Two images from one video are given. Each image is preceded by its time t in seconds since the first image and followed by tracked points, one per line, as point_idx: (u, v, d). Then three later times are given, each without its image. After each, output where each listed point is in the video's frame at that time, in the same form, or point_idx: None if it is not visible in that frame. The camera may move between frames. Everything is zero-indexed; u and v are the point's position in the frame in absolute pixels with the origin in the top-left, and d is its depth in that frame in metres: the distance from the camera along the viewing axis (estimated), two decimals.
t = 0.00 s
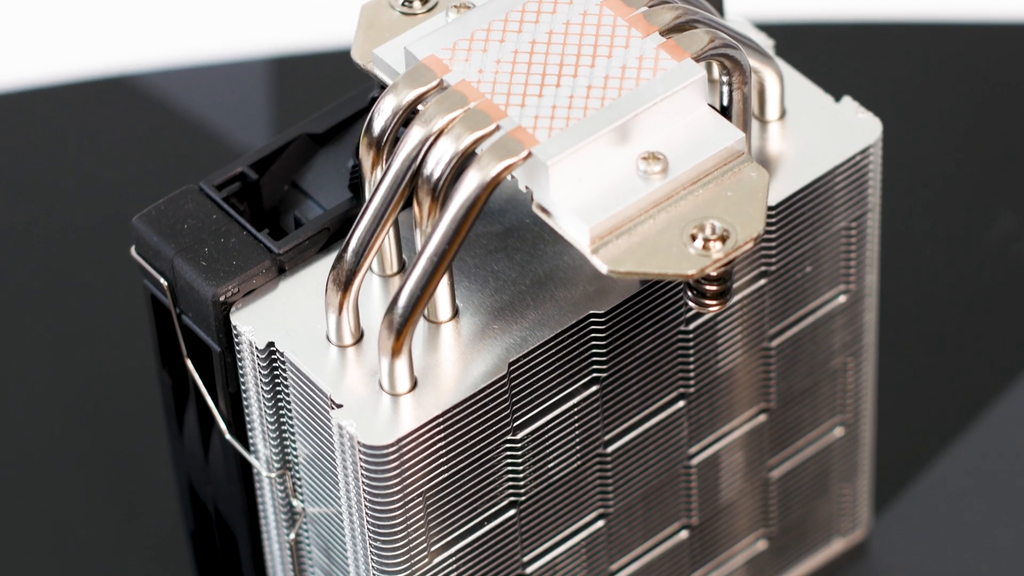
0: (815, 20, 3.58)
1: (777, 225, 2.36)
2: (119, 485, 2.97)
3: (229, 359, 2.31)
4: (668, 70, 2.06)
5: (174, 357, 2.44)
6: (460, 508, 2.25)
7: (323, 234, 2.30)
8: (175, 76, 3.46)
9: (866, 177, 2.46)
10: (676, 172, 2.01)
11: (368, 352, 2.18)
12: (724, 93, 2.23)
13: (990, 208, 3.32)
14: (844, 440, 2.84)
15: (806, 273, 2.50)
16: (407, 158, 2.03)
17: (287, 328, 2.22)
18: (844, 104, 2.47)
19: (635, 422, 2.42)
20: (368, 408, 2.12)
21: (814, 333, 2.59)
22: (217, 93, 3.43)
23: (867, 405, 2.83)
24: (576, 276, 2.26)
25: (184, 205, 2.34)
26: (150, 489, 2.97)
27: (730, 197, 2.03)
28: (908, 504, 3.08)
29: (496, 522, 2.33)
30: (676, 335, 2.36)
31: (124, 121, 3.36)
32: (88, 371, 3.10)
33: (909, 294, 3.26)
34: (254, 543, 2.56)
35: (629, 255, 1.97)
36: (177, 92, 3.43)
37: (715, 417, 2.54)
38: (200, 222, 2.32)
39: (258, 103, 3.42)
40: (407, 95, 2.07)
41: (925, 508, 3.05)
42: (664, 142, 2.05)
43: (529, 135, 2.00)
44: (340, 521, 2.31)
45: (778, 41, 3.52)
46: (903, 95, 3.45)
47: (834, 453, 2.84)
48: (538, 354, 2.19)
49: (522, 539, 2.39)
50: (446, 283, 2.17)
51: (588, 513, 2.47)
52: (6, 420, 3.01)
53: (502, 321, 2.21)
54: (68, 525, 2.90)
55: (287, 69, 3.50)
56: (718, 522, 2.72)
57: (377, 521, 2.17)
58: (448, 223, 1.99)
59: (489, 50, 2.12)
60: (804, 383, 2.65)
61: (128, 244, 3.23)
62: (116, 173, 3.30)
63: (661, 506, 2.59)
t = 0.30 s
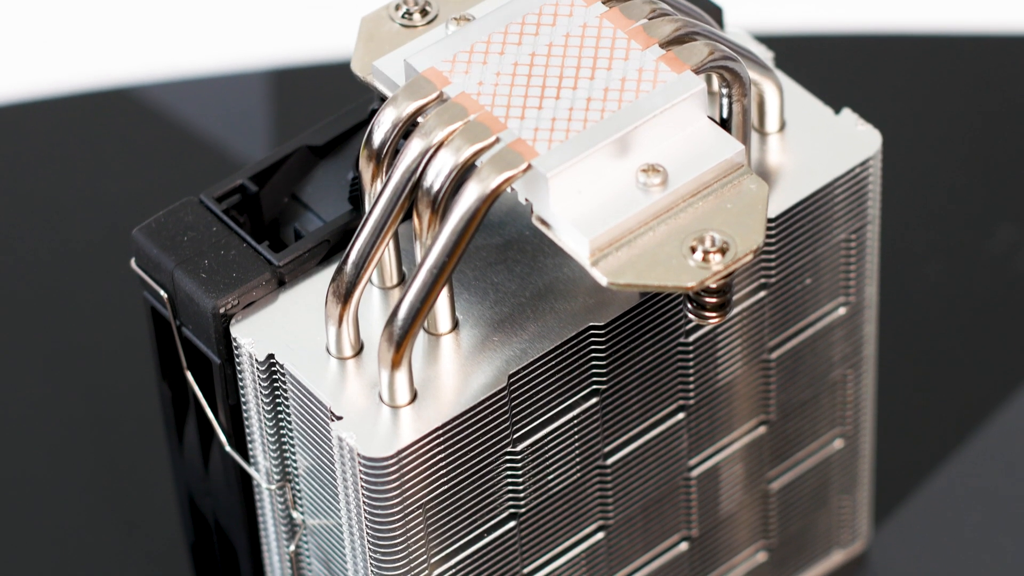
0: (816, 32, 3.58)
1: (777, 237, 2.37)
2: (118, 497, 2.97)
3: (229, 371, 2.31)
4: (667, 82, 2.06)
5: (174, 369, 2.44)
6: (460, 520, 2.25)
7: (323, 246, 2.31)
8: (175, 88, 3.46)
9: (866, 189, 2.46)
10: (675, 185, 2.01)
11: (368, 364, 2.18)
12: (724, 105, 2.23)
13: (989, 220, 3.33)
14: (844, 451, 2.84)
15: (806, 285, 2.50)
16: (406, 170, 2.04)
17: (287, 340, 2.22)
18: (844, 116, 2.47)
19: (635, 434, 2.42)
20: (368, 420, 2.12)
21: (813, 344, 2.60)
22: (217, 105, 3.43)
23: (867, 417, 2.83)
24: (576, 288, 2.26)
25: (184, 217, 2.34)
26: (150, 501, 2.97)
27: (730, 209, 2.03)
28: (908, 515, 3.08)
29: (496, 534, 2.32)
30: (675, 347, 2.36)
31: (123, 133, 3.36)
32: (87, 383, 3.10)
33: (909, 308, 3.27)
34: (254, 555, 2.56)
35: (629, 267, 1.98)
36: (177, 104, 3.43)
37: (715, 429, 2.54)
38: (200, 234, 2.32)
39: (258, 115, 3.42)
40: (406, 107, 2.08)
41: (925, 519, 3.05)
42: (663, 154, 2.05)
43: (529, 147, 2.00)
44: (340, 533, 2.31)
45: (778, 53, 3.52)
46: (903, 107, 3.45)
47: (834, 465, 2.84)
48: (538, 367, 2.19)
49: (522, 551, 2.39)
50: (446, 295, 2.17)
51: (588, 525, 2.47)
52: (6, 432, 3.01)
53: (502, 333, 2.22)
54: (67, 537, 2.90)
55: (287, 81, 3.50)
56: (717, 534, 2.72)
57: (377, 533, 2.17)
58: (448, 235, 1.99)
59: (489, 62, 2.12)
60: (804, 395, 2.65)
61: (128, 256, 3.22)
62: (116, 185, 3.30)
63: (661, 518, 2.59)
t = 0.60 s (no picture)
0: (815, 43, 3.58)
1: (776, 248, 2.37)
2: (118, 509, 2.96)
3: (228, 382, 2.31)
4: (666, 93, 2.06)
5: (174, 380, 2.44)
6: (459, 531, 2.25)
7: (323, 256, 2.31)
8: (175, 99, 3.46)
9: (865, 199, 2.47)
10: (675, 196, 2.01)
11: (368, 375, 2.18)
12: (723, 116, 2.23)
13: (988, 230, 3.33)
14: (843, 463, 2.84)
15: (805, 296, 2.50)
16: (406, 182, 2.04)
17: (286, 351, 2.22)
18: (843, 127, 2.47)
19: (634, 445, 2.42)
20: (367, 432, 2.12)
21: (813, 355, 2.60)
22: (216, 116, 3.43)
23: (867, 428, 2.83)
24: (575, 299, 2.26)
25: (184, 228, 2.34)
26: (149, 512, 2.96)
27: (730, 220, 2.03)
28: (908, 526, 3.08)
29: (495, 546, 2.32)
30: (675, 358, 2.36)
31: (123, 144, 3.36)
32: (87, 395, 3.09)
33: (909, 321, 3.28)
34: (253, 566, 2.56)
35: (628, 278, 1.98)
36: (177, 114, 3.43)
37: (714, 441, 2.54)
38: (200, 245, 2.32)
39: (258, 125, 3.42)
40: (406, 118, 2.08)
41: (925, 531, 3.05)
42: (663, 166, 2.05)
43: (528, 158, 2.00)
44: (339, 544, 2.31)
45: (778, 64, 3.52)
46: (903, 117, 3.45)
47: (834, 476, 2.84)
48: (538, 378, 2.19)
49: (522, 562, 2.38)
50: (446, 306, 2.17)
51: (588, 536, 2.47)
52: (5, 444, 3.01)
53: (501, 344, 2.21)
54: (66, 549, 2.89)
55: (287, 92, 3.50)
56: (716, 545, 2.72)
57: (377, 544, 2.17)
58: (448, 246, 1.99)
59: (489, 73, 2.12)
60: (803, 406, 2.65)
61: (127, 268, 3.22)
62: (116, 196, 3.29)
63: (660, 529, 2.58)
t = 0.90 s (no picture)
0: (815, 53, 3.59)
1: (776, 260, 2.37)
2: (118, 520, 2.96)
3: (228, 393, 2.31)
4: (666, 105, 2.07)
5: (174, 391, 2.44)
6: (459, 542, 2.25)
7: (323, 268, 2.31)
8: (175, 110, 3.46)
9: (865, 211, 2.47)
10: (675, 208, 2.02)
11: (367, 387, 2.18)
12: (723, 128, 2.24)
13: (988, 240, 3.33)
14: (843, 474, 2.84)
15: (805, 308, 2.50)
16: (406, 193, 2.04)
17: (286, 363, 2.22)
18: (842, 139, 2.47)
19: (634, 456, 2.42)
20: (367, 443, 2.12)
21: (812, 367, 2.60)
22: (216, 127, 3.44)
23: (866, 439, 2.83)
24: (575, 311, 2.26)
25: (184, 240, 2.34)
26: (149, 524, 2.96)
27: (730, 231, 2.03)
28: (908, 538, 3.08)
29: (495, 557, 2.32)
30: (675, 369, 2.36)
31: (123, 156, 3.36)
32: (87, 406, 3.09)
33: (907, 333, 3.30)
34: None
35: (628, 290, 1.98)
36: (177, 126, 3.43)
37: (714, 451, 2.54)
38: (200, 256, 2.32)
39: (257, 137, 3.42)
40: (406, 129, 2.08)
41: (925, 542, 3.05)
42: (663, 177, 2.05)
43: (528, 169, 2.00)
44: (339, 555, 2.31)
45: (779, 73, 3.52)
46: (902, 128, 3.45)
47: (833, 487, 2.84)
48: (538, 389, 2.19)
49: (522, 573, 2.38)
50: (446, 317, 2.17)
51: (588, 547, 2.47)
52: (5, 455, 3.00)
53: (501, 355, 2.22)
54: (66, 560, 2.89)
55: (287, 103, 3.51)
56: (716, 556, 2.72)
57: (377, 556, 2.17)
58: (448, 257, 1.99)
59: (489, 85, 2.13)
60: (803, 417, 2.65)
61: (127, 279, 3.22)
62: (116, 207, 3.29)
63: (660, 540, 2.58)
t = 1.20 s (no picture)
0: (816, 65, 3.59)
1: (776, 272, 2.37)
2: (118, 532, 2.96)
3: (228, 405, 2.31)
4: (666, 117, 2.07)
5: (174, 403, 2.44)
6: (459, 554, 2.25)
7: (323, 279, 2.31)
8: (176, 123, 3.47)
9: (865, 223, 2.47)
10: (675, 219, 2.02)
11: (368, 398, 2.18)
12: (723, 139, 2.24)
13: (988, 252, 3.34)
14: (844, 485, 2.84)
15: (805, 319, 2.50)
16: (406, 205, 2.04)
17: (286, 374, 2.22)
18: (843, 150, 2.48)
19: (634, 468, 2.42)
20: (368, 454, 2.12)
21: (813, 378, 2.60)
22: (217, 139, 3.44)
23: (866, 450, 2.84)
24: (575, 322, 2.26)
25: (184, 251, 2.34)
26: (149, 536, 2.96)
27: (729, 242, 2.04)
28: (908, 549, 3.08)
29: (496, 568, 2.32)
30: (675, 381, 2.36)
31: (124, 167, 3.37)
32: (87, 416, 3.09)
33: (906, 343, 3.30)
34: None
35: (628, 301, 1.98)
36: (178, 138, 3.44)
37: (714, 463, 2.54)
38: (200, 268, 2.32)
39: (258, 148, 3.43)
40: (406, 141, 2.08)
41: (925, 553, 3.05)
42: (663, 189, 2.05)
43: (529, 181, 2.01)
44: (339, 567, 2.32)
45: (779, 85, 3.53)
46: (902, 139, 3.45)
47: (833, 498, 2.84)
48: (538, 401, 2.19)
49: None
50: (446, 329, 2.17)
51: (588, 558, 2.46)
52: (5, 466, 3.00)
53: (501, 367, 2.22)
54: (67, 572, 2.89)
55: (287, 115, 3.51)
56: (717, 568, 2.72)
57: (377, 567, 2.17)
58: (448, 269, 1.99)
59: (489, 96, 2.13)
60: (804, 428, 2.65)
61: (127, 290, 3.22)
62: (116, 219, 3.30)
63: (661, 551, 2.58)
